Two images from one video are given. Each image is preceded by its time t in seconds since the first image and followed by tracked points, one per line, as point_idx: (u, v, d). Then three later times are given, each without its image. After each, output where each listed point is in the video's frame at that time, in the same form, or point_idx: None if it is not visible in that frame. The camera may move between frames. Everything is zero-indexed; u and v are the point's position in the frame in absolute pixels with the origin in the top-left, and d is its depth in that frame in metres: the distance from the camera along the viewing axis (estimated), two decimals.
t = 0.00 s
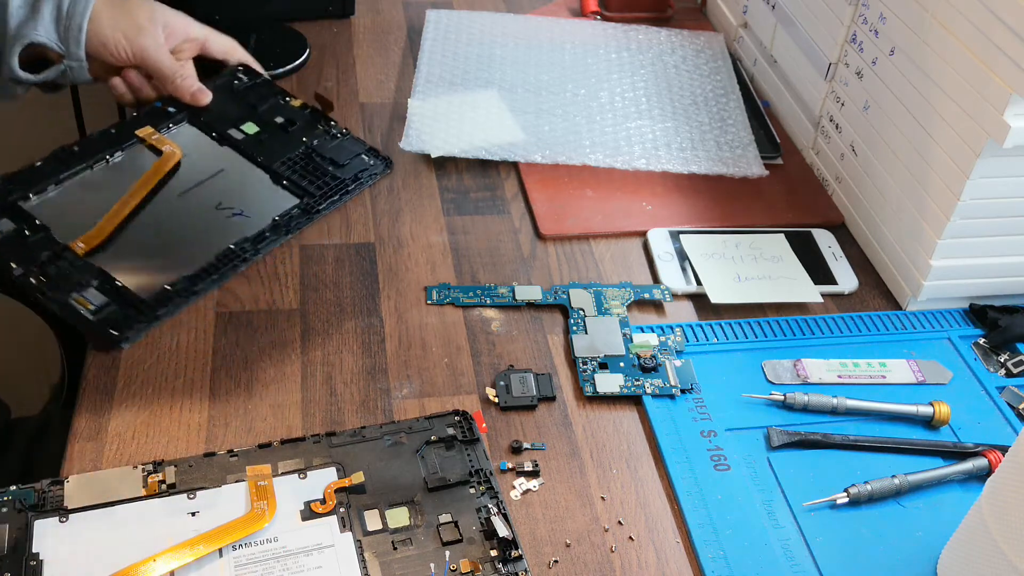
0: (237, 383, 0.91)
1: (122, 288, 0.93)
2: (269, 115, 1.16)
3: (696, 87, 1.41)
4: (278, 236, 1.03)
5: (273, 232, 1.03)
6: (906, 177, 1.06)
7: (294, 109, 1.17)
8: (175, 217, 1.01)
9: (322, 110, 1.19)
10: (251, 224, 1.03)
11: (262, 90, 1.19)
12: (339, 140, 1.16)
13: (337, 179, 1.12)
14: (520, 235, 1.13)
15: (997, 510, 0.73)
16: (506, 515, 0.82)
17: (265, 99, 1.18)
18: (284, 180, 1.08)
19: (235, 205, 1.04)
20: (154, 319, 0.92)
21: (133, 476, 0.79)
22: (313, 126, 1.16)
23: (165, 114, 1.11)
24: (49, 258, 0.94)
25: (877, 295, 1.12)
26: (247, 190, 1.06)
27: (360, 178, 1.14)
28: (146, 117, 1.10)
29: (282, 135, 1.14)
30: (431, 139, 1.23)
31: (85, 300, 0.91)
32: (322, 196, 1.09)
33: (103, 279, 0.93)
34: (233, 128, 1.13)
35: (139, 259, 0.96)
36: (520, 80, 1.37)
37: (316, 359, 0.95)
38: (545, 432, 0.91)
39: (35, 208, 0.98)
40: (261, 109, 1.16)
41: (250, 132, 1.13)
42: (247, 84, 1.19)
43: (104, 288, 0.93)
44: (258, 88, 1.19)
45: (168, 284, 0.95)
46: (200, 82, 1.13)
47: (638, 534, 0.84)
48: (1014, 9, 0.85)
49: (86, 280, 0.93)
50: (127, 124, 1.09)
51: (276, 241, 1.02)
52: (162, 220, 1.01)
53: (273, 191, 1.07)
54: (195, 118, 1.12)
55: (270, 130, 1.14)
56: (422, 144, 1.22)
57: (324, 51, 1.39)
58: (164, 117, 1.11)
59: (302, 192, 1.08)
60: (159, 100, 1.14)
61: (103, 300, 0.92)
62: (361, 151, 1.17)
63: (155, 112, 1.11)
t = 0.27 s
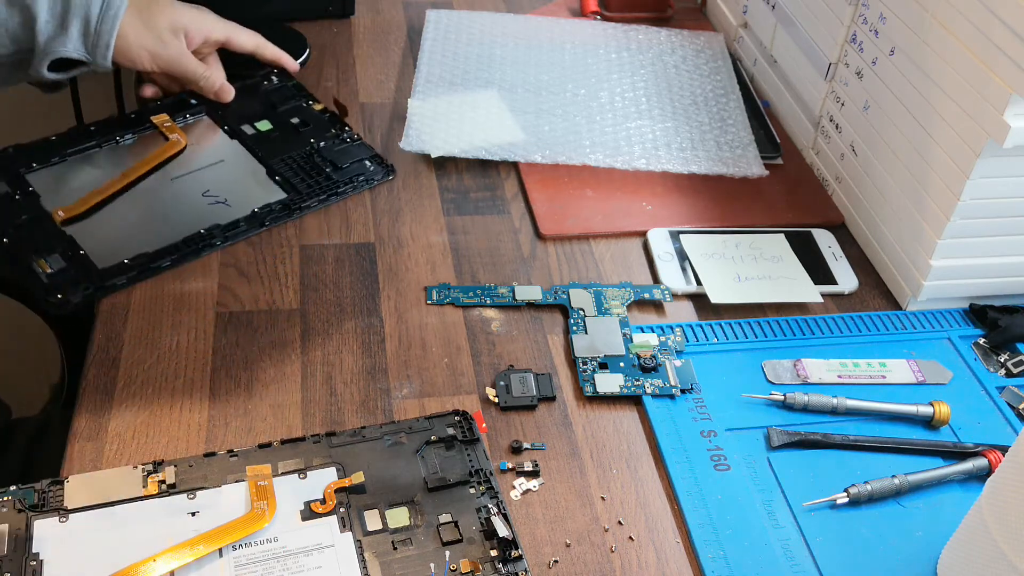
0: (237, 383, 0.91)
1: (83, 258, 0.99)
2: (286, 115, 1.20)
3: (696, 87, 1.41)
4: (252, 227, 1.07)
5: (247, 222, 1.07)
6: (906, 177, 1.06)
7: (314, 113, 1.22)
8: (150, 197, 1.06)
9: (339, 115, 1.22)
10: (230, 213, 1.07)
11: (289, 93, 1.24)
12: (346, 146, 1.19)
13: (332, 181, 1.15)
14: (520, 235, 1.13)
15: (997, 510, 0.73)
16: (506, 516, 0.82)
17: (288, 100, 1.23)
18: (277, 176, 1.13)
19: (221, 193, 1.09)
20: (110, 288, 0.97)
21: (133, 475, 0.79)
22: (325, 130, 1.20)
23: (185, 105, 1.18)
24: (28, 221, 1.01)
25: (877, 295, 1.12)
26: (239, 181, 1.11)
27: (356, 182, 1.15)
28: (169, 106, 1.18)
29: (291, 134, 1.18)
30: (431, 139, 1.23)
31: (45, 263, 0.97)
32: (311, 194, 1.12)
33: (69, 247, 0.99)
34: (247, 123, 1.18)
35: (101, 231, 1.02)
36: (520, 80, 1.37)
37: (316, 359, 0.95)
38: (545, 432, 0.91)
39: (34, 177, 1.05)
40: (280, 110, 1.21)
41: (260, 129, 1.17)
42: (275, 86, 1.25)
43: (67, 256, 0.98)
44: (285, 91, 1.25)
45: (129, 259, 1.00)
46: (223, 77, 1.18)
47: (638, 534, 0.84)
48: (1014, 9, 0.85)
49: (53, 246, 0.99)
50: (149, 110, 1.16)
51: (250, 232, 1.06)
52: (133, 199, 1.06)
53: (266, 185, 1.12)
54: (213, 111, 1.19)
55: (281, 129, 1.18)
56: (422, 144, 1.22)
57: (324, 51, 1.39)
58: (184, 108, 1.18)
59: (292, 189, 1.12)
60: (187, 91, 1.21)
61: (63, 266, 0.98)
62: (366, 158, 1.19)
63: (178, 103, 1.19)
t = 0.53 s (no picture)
0: (237, 383, 0.91)
1: (81, 242, 0.99)
2: (305, 118, 1.21)
3: (696, 87, 1.41)
4: (250, 224, 1.07)
5: (246, 218, 1.07)
6: (906, 177, 1.06)
7: (333, 118, 1.23)
8: (151, 187, 1.07)
9: (358, 120, 1.23)
10: (227, 208, 1.08)
11: (311, 97, 1.25)
12: (359, 151, 1.19)
13: (337, 182, 1.15)
14: (520, 235, 1.13)
15: (997, 510, 0.73)
16: (506, 516, 0.82)
17: (310, 104, 1.24)
18: (284, 175, 1.13)
19: (224, 189, 1.10)
20: (103, 271, 0.98)
21: (133, 476, 0.79)
22: (341, 135, 1.20)
23: (208, 102, 1.19)
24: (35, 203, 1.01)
25: (877, 295, 1.12)
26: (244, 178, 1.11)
27: (362, 185, 1.15)
28: (193, 100, 1.19)
29: (307, 136, 1.18)
30: (431, 139, 1.23)
31: (44, 245, 0.98)
32: (315, 194, 1.12)
33: (69, 231, 1.00)
34: (265, 122, 1.19)
35: (96, 214, 1.03)
36: (520, 80, 1.37)
37: (316, 359, 0.95)
38: (545, 432, 0.91)
39: (49, 162, 1.06)
40: (299, 112, 1.22)
41: (277, 129, 1.18)
42: (299, 90, 1.26)
43: (66, 240, 0.99)
44: (308, 95, 1.26)
45: (123, 246, 1.01)
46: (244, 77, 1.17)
47: (638, 534, 0.84)
48: (1014, 8, 0.85)
49: (53, 229, 0.99)
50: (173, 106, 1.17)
51: (249, 227, 1.07)
52: (138, 188, 1.07)
53: (273, 183, 1.12)
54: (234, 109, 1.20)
55: (298, 130, 1.19)
56: (422, 145, 1.22)
57: (324, 51, 1.39)
58: (206, 105, 1.19)
59: (297, 188, 1.12)
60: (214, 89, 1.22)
61: (61, 249, 0.98)
62: (377, 163, 1.19)
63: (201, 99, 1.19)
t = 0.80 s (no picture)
0: (237, 383, 0.91)
1: (82, 241, 0.99)
2: (309, 122, 1.21)
3: (696, 87, 1.41)
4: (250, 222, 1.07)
5: (247, 217, 1.07)
6: (906, 177, 1.06)
7: (336, 121, 1.23)
8: (152, 188, 1.07)
9: (362, 123, 1.23)
10: (228, 208, 1.08)
11: (315, 101, 1.25)
12: (361, 152, 1.19)
13: (340, 183, 1.15)
14: (520, 235, 1.13)
15: (997, 510, 0.73)
16: (506, 516, 0.82)
17: (313, 108, 1.24)
18: (286, 176, 1.13)
19: (226, 189, 1.10)
20: (102, 268, 0.98)
21: (133, 476, 0.79)
22: (344, 138, 1.20)
23: (213, 109, 1.19)
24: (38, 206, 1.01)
25: (877, 295, 1.12)
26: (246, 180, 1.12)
27: (364, 185, 1.15)
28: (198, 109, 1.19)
29: (310, 140, 1.18)
30: (431, 139, 1.23)
31: (45, 245, 0.97)
32: (316, 194, 1.12)
33: (71, 232, 1.00)
34: (268, 126, 1.19)
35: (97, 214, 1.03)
36: (520, 80, 1.37)
37: (316, 359, 0.95)
38: (545, 432, 0.91)
39: (55, 169, 1.06)
40: (304, 117, 1.22)
41: (281, 133, 1.18)
42: (304, 95, 1.26)
43: (67, 240, 0.99)
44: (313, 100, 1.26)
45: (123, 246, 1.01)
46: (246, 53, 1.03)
47: (638, 534, 0.84)
48: (1014, 8, 0.85)
49: (55, 230, 0.99)
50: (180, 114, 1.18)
51: (249, 227, 1.07)
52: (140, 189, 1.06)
53: (274, 184, 1.12)
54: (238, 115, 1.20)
55: (301, 134, 1.19)
56: (422, 145, 1.22)
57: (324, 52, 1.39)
58: (210, 113, 1.19)
59: (298, 189, 1.12)
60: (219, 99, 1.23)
61: (62, 248, 0.98)
62: (379, 164, 1.18)
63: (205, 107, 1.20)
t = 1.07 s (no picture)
0: (237, 384, 0.91)
1: (82, 242, 0.99)
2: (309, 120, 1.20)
3: (696, 87, 1.41)
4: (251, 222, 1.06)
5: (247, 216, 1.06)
6: (906, 177, 1.06)
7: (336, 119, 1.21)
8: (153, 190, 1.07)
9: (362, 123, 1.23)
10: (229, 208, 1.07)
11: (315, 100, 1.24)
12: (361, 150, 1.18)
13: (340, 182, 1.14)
14: (520, 235, 1.13)
15: (997, 510, 0.73)
16: (506, 516, 0.82)
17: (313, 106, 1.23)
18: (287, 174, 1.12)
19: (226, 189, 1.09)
20: (101, 268, 0.98)
21: (133, 476, 0.79)
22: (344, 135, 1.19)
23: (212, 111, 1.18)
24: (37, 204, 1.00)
25: (877, 295, 1.12)
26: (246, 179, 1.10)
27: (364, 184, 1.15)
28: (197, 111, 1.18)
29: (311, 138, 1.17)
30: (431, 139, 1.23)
31: (45, 245, 0.97)
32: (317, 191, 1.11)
33: (71, 232, 0.99)
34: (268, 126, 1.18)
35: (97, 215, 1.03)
36: (520, 80, 1.37)
37: (316, 359, 0.95)
38: (545, 432, 0.91)
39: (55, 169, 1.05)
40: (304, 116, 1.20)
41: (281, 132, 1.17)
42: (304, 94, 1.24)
43: (68, 240, 0.98)
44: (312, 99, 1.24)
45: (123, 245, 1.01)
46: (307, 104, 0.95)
47: (638, 534, 0.84)
48: (1014, 8, 0.85)
49: (55, 229, 0.98)
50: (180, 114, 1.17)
51: (248, 227, 1.07)
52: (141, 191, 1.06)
53: (275, 183, 1.11)
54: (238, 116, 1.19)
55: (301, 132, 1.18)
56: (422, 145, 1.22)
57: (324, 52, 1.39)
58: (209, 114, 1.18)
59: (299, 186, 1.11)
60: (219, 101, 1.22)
61: (62, 248, 0.97)
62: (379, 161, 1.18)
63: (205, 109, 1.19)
